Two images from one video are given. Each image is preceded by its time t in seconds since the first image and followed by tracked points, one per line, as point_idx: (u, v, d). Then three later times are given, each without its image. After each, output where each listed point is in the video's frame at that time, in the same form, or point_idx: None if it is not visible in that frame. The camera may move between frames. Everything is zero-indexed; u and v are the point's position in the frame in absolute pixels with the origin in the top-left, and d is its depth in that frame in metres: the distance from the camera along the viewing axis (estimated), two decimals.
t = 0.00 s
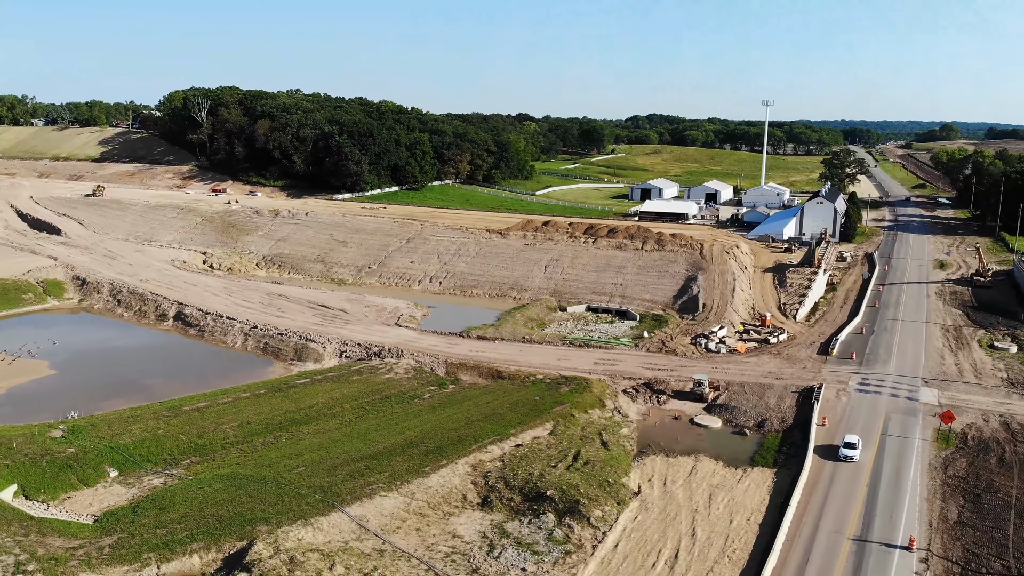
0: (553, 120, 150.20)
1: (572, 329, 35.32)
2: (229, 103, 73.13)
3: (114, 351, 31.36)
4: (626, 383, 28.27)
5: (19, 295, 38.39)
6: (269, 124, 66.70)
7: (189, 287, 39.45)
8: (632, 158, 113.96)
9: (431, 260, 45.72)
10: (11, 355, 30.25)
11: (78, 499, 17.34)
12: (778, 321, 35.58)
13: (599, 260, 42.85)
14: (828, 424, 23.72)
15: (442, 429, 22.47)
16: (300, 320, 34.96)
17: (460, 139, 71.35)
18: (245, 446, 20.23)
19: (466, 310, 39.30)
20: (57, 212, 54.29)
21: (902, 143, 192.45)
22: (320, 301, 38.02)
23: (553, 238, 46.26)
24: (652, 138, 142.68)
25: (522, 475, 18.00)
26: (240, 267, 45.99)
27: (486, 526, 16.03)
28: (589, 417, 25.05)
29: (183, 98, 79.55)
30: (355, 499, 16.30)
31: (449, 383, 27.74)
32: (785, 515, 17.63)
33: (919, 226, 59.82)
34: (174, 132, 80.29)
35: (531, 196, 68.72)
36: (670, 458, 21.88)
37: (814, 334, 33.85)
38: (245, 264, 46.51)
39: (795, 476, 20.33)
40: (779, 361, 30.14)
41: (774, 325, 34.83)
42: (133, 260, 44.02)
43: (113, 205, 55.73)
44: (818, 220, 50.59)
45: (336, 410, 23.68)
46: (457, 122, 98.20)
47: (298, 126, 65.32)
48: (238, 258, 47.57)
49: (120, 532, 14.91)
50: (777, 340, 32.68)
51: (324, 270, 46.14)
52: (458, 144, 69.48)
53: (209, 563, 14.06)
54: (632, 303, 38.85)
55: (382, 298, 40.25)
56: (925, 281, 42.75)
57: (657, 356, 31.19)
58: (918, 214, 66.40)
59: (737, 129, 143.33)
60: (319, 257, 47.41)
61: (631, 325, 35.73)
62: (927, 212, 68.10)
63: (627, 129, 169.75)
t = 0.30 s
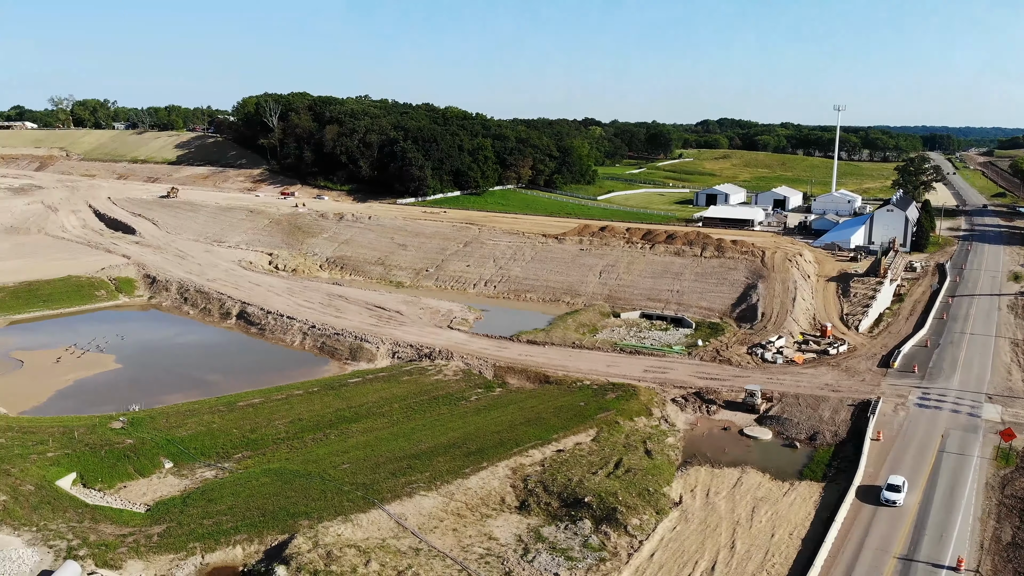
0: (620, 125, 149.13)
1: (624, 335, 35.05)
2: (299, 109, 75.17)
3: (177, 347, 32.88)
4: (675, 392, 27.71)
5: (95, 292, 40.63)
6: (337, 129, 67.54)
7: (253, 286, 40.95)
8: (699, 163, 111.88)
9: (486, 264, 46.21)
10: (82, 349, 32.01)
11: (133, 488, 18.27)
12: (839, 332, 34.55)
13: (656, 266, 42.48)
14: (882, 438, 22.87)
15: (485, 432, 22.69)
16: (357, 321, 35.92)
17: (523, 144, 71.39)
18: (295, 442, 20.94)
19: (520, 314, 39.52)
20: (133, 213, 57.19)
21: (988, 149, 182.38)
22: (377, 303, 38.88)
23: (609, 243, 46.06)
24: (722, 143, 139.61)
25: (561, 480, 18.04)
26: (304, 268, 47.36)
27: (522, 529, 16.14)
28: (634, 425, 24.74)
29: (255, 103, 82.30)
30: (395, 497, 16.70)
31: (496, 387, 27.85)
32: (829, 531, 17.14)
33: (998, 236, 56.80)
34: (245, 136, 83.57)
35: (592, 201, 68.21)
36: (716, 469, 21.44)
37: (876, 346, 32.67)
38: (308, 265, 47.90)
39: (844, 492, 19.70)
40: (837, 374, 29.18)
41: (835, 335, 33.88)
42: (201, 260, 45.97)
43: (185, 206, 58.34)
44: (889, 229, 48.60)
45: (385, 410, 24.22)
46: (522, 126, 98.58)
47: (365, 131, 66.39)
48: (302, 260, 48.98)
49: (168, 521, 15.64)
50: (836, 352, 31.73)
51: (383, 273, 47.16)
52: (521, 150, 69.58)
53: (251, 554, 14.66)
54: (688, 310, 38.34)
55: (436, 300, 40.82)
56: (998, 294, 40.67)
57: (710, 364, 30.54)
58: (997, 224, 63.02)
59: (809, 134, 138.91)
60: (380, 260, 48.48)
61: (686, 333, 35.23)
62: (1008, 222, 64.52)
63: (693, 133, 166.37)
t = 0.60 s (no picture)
0: (691, 129, 146.65)
1: (681, 343, 34.58)
2: (369, 116, 76.37)
3: (238, 344, 34.29)
4: (728, 402, 27.13)
5: (167, 289, 42.74)
6: (405, 135, 69.71)
7: (317, 287, 42.34)
8: (773, 168, 108.84)
9: (544, 268, 46.35)
10: (150, 344, 33.74)
11: (188, 478, 19.17)
12: (904, 344, 33.28)
13: (716, 273, 41.81)
14: (940, 455, 21.91)
15: (529, 436, 22.77)
16: (414, 322, 36.63)
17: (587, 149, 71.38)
18: (346, 439, 21.59)
19: (576, 319, 39.52)
20: (206, 214, 59.87)
21: None
22: (434, 305, 39.55)
23: (670, 248, 45.59)
24: (797, 148, 135.08)
25: (602, 487, 18.01)
26: (367, 270, 48.41)
27: (559, 534, 16.23)
28: (681, 434, 24.26)
29: (327, 109, 85.19)
30: (435, 496, 17.04)
31: (545, 391, 27.89)
32: (873, 547, 16.60)
33: None
34: (318, 140, 86.62)
35: (658, 206, 67.41)
36: (763, 480, 20.96)
37: (943, 360, 31.25)
38: (372, 268, 49.02)
39: (895, 508, 18.99)
40: (900, 388, 28.03)
41: (900, 348, 32.67)
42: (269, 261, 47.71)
43: (256, 209, 60.85)
44: (965, 238, 46.41)
45: (433, 410, 24.65)
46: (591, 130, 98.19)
47: (432, 137, 68.07)
48: (366, 262, 50.18)
49: (218, 511, 16.37)
50: (900, 364, 30.56)
51: (442, 276, 47.87)
52: (585, 154, 69.23)
53: (294, 546, 15.22)
54: (748, 319, 37.59)
55: (492, 304, 41.19)
56: None
57: (766, 374, 29.79)
58: None
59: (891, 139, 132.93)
60: (440, 263, 49.27)
61: (745, 342, 34.50)
62: None
63: (764, 137, 161.72)
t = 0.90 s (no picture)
0: (764, 134, 142.77)
1: (742, 351, 33.84)
2: (440, 121, 77.71)
3: (299, 342, 35.50)
4: (785, 413, 26.40)
5: (238, 288, 44.64)
6: (473, 140, 70.87)
7: (380, 289, 43.47)
8: (850, 174, 104.82)
9: (603, 273, 46.20)
10: (219, 340, 35.36)
11: (245, 470, 20.07)
12: (974, 358, 31.71)
13: (782, 281, 40.78)
14: (1004, 474, 20.89)
15: (576, 441, 22.76)
16: (471, 325, 37.14)
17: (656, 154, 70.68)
18: (397, 437, 22.14)
19: (635, 325, 39.26)
20: (280, 216, 62.27)
21: None
22: (492, 308, 39.99)
23: (735, 255, 44.79)
24: (878, 154, 129.44)
25: (646, 494, 17.89)
26: (430, 273, 49.17)
27: (599, 539, 16.28)
28: (732, 445, 23.60)
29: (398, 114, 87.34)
30: (478, 496, 17.32)
31: (597, 397, 27.81)
32: (921, 566, 16.05)
33: None
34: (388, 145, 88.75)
35: (729, 212, 65.98)
36: (813, 493, 20.38)
37: (1017, 376, 29.61)
38: (435, 270, 49.79)
39: (950, 527, 18.25)
40: (969, 404, 26.70)
41: (970, 362, 31.14)
42: (336, 263, 49.21)
43: (328, 212, 62.87)
44: None
45: (484, 412, 24.98)
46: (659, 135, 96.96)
47: (499, 142, 68.84)
48: (430, 265, 51.02)
49: (270, 503, 17.09)
50: (969, 379, 29.12)
51: (502, 279, 48.23)
52: (653, 159, 68.80)
53: (339, 539, 15.75)
54: (813, 328, 36.49)
55: (550, 308, 41.31)
56: None
57: (826, 386, 28.86)
58: None
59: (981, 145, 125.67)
60: (501, 267, 49.66)
61: (808, 352, 33.51)
62: None
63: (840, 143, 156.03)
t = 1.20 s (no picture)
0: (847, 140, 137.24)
1: (811, 363, 32.74)
2: (513, 127, 78.64)
3: (363, 342, 36.50)
4: (849, 426, 25.43)
5: (313, 288, 46.41)
6: (545, 145, 71.12)
7: (448, 291, 44.30)
8: (940, 182, 99.49)
9: (671, 279, 45.57)
10: (292, 338, 36.80)
11: (306, 463, 20.91)
12: None
13: (856, 291, 39.28)
14: None
15: (630, 447, 22.56)
16: (532, 329, 37.40)
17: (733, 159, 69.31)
18: (452, 436, 22.59)
19: (700, 332, 38.66)
20: (358, 220, 64.32)
21: None
22: (554, 313, 40.14)
23: (808, 263, 43.51)
24: (971, 161, 122.18)
25: (696, 503, 17.64)
26: (497, 276, 49.60)
27: (645, 545, 16.23)
28: (791, 457, 22.83)
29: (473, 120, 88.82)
30: (526, 497, 17.51)
31: (654, 405, 27.51)
32: None
33: None
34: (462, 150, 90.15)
35: (808, 218, 63.91)
36: (872, 509, 19.62)
37: None
38: (501, 274, 50.13)
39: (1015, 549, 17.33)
40: None
41: None
42: (407, 265, 50.40)
43: (402, 217, 64.50)
44: None
45: (540, 415, 25.18)
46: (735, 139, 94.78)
47: (571, 147, 68.98)
48: (497, 269, 51.48)
49: (325, 495, 17.77)
50: None
51: (567, 284, 48.18)
52: (729, 164, 67.59)
53: (389, 533, 16.24)
54: (886, 340, 34.99)
55: (613, 314, 41.11)
56: None
57: (895, 401, 27.61)
58: None
59: None
60: (567, 272, 49.65)
61: (880, 365, 32.15)
62: None
63: (930, 149, 148.19)
